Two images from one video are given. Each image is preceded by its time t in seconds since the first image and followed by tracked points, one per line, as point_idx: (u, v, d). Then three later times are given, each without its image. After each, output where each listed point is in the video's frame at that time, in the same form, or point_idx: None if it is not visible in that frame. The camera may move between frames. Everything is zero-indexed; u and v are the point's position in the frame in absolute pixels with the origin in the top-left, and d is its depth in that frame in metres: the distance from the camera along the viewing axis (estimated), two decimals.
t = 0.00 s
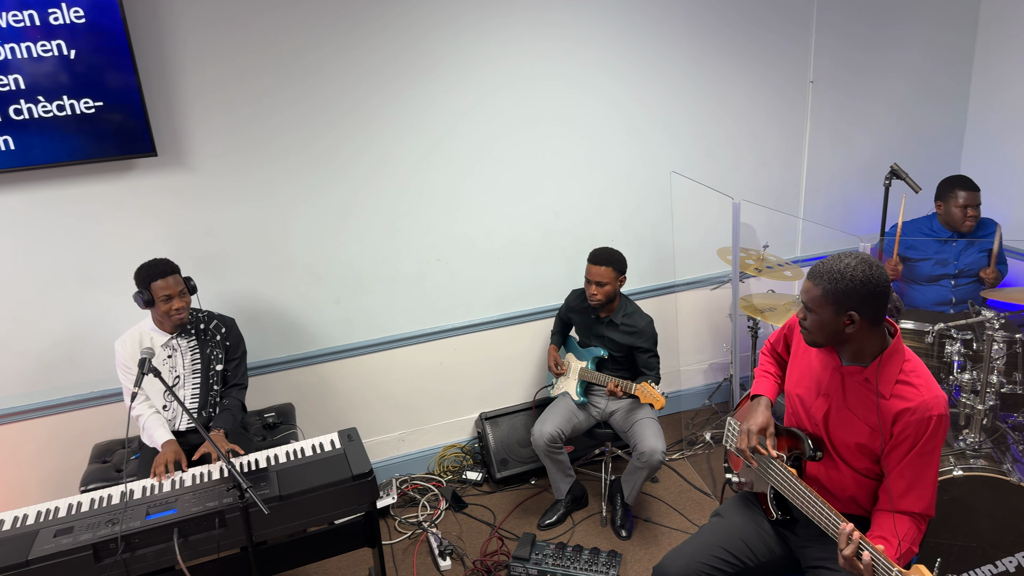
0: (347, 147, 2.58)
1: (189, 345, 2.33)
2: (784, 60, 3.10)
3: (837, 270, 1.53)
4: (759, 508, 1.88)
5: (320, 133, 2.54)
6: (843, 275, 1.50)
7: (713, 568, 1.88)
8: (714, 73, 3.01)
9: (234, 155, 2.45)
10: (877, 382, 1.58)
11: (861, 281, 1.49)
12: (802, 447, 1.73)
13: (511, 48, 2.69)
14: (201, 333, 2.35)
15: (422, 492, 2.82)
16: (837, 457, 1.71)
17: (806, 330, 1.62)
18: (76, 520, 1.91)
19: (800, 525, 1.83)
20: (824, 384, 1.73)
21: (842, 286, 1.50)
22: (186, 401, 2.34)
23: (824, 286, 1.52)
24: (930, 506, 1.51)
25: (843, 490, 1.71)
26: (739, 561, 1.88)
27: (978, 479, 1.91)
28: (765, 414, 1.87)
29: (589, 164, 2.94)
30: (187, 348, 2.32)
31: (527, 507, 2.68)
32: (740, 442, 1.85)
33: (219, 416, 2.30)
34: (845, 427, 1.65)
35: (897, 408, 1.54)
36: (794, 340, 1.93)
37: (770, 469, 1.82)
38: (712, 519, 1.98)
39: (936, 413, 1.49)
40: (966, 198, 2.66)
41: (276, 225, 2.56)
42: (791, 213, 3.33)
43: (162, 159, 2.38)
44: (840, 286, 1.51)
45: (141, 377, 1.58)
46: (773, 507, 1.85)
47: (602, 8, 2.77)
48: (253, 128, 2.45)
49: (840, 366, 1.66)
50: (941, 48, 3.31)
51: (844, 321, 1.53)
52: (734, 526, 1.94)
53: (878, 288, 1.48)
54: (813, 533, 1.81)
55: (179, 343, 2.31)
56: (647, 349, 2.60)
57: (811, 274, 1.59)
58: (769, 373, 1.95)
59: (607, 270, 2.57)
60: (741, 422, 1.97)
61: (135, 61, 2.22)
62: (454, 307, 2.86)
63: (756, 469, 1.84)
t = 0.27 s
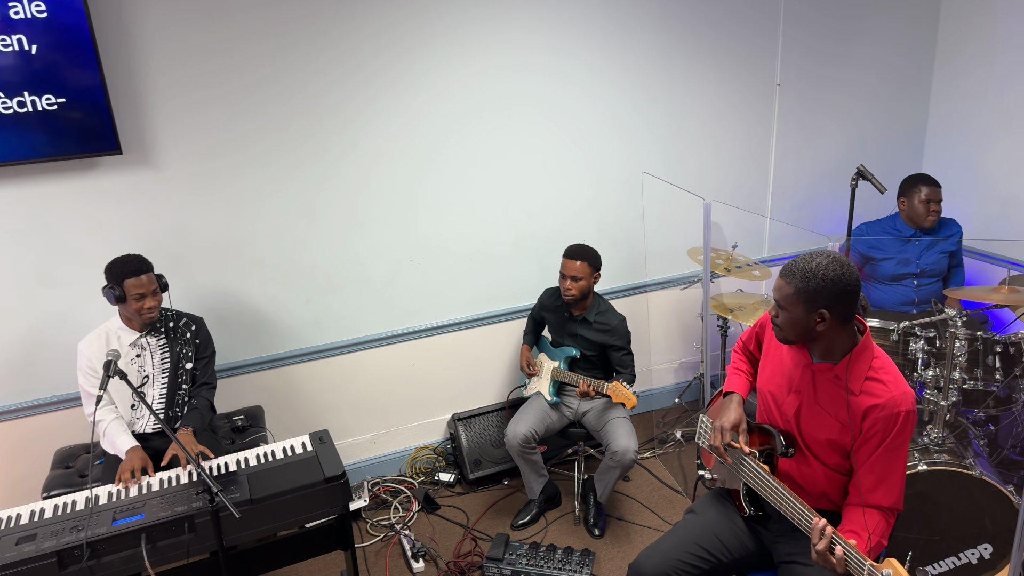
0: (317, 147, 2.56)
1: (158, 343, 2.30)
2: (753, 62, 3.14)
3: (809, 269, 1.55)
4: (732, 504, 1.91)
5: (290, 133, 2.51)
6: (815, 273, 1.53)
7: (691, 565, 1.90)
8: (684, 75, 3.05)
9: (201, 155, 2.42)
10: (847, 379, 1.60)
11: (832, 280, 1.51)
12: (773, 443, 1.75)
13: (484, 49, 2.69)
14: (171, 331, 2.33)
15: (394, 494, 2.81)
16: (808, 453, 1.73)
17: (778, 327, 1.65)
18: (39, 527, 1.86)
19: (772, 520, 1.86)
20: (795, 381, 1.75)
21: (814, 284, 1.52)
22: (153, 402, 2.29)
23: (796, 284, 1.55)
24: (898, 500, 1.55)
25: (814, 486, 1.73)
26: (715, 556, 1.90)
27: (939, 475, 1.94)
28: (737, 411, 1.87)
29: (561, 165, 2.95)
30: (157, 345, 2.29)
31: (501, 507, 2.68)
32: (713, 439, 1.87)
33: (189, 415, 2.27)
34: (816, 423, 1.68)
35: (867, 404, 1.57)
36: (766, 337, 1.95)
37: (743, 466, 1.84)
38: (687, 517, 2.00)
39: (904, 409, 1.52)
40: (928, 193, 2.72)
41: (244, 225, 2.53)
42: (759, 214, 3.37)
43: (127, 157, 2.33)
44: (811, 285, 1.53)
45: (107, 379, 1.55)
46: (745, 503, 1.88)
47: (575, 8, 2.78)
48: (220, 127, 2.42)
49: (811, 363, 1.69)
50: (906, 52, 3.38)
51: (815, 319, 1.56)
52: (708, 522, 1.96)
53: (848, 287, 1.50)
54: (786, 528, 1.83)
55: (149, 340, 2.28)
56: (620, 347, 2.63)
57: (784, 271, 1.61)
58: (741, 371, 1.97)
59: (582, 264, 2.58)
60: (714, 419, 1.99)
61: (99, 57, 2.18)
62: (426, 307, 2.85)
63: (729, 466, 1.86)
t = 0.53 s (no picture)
0: (295, 143, 2.53)
1: (130, 346, 2.25)
2: (732, 63, 3.16)
3: (782, 271, 1.55)
4: (711, 501, 1.92)
5: (267, 128, 2.48)
6: (788, 276, 1.53)
7: (671, 562, 1.91)
8: (663, 76, 3.05)
9: (175, 149, 2.38)
10: (825, 377, 1.61)
11: (805, 282, 1.52)
12: (752, 440, 1.76)
13: (465, 47, 2.68)
14: (144, 333, 2.28)
15: (372, 493, 2.79)
16: (786, 451, 1.74)
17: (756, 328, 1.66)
18: (7, 528, 1.82)
19: (750, 517, 1.87)
20: (773, 378, 1.76)
21: (788, 287, 1.53)
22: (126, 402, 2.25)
23: (769, 288, 1.56)
24: (874, 496, 1.56)
25: (792, 482, 1.74)
26: (694, 554, 1.91)
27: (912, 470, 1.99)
28: (717, 409, 1.90)
29: (542, 164, 2.95)
30: (128, 348, 2.25)
31: (479, 506, 2.67)
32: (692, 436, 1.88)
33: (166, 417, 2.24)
34: (793, 420, 1.69)
35: (844, 402, 1.58)
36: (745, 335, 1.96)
37: (720, 464, 1.84)
38: (665, 514, 2.02)
39: (881, 407, 1.54)
40: (898, 194, 2.79)
41: (220, 222, 2.49)
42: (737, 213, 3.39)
43: (99, 151, 2.29)
44: (786, 287, 1.54)
45: (77, 377, 1.53)
46: (723, 500, 1.89)
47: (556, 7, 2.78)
48: (195, 122, 2.39)
49: (789, 360, 1.70)
50: (882, 56, 3.42)
51: (791, 321, 1.57)
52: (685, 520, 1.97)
53: (821, 288, 1.51)
54: (763, 526, 1.84)
55: (120, 343, 2.24)
56: (599, 347, 2.63)
57: (758, 274, 1.62)
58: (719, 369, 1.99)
59: (562, 268, 2.57)
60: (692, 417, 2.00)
61: (71, 48, 2.13)
62: (405, 305, 2.84)
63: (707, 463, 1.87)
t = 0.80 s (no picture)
0: (297, 136, 2.53)
1: (133, 335, 2.26)
2: (735, 60, 3.15)
3: (786, 262, 1.56)
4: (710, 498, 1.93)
5: (269, 122, 2.48)
6: (792, 267, 1.54)
7: (668, 560, 1.90)
8: (666, 72, 3.05)
9: (177, 141, 2.38)
10: (824, 369, 1.62)
11: (809, 273, 1.52)
12: (750, 438, 1.76)
13: (468, 42, 2.68)
14: (145, 322, 2.30)
15: (372, 487, 2.80)
16: (786, 446, 1.74)
17: (757, 320, 1.66)
18: (8, 518, 1.83)
19: (749, 514, 1.88)
20: (773, 373, 1.76)
21: (792, 277, 1.53)
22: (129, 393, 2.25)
23: (774, 278, 1.56)
24: (877, 490, 1.55)
25: (792, 478, 1.74)
26: (693, 550, 1.91)
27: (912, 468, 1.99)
28: (716, 406, 1.90)
29: (544, 159, 2.94)
30: (131, 337, 2.25)
31: (479, 500, 2.68)
32: (692, 435, 1.88)
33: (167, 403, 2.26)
34: (793, 415, 1.69)
35: (843, 395, 1.58)
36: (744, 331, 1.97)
37: (719, 461, 1.85)
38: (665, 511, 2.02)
39: (880, 399, 1.53)
40: (891, 185, 2.77)
41: (222, 214, 2.49)
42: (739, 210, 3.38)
43: (101, 143, 2.29)
44: (790, 278, 1.54)
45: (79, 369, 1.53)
46: (723, 497, 1.89)
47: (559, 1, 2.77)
48: (197, 114, 2.38)
49: (789, 355, 1.71)
50: (886, 54, 3.40)
51: (794, 312, 1.57)
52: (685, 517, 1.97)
53: (825, 279, 1.51)
54: (761, 522, 1.86)
55: (123, 332, 2.24)
56: (598, 343, 2.62)
57: (762, 265, 1.62)
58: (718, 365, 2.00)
59: (567, 259, 2.57)
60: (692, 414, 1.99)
61: (74, 39, 2.13)
62: (406, 299, 2.84)
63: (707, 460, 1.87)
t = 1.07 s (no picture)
0: (324, 127, 2.55)
1: (160, 327, 2.29)
2: (763, 51, 3.12)
3: (815, 247, 1.56)
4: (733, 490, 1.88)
5: (297, 112, 2.51)
6: (822, 251, 1.53)
7: (691, 551, 1.90)
8: (692, 64, 3.03)
9: (207, 132, 2.42)
10: (849, 357, 1.61)
11: (838, 258, 1.52)
12: (773, 429, 1.75)
13: (491, 34, 2.68)
14: (173, 315, 2.32)
15: (396, 475, 2.83)
16: (812, 437, 1.71)
17: (783, 307, 1.65)
18: (43, 498, 1.88)
19: (773, 508, 1.84)
20: (796, 363, 1.76)
21: (822, 262, 1.53)
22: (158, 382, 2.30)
23: (804, 263, 1.55)
24: (909, 480, 1.53)
25: (818, 469, 1.71)
26: (715, 542, 1.89)
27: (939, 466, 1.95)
28: (739, 399, 1.88)
29: (568, 152, 2.94)
30: (158, 329, 2.29)
31: (501, 490, 2.70)
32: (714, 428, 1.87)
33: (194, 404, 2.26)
34: (819, 404, 1.67)
35: (869, 381, 1.57)
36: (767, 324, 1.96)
37: (741, 455, 1.84)
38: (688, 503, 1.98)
39: (907, 385, 1.52)
40: (914, 177, 2.72)
41: (251, 204, 2.53)
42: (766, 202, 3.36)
43: (133, 133, 2.33)
44: (819, 263, 1.54)
45: (111, 355, 1.56)
46: (746, 489, 1.85)
47: None
48: (226, 104, 2.42)
49: (813, 344, 1.70)
50: (917, 45, 3.34)
51: (821, 298, 1.56)
52: (708, 509, 1.95)
53: (854, 265, 1.52)
54: (786, 516, 1.81)
55: (150, 324, 2.28)
56: (622, 335, 2.62)
57: (790, 251, 1.62)
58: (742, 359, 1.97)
59: (588, 254, 2.57)
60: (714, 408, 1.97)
61: (107, 31, 2.17)
62: (430, 290, 2.86)
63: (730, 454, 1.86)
